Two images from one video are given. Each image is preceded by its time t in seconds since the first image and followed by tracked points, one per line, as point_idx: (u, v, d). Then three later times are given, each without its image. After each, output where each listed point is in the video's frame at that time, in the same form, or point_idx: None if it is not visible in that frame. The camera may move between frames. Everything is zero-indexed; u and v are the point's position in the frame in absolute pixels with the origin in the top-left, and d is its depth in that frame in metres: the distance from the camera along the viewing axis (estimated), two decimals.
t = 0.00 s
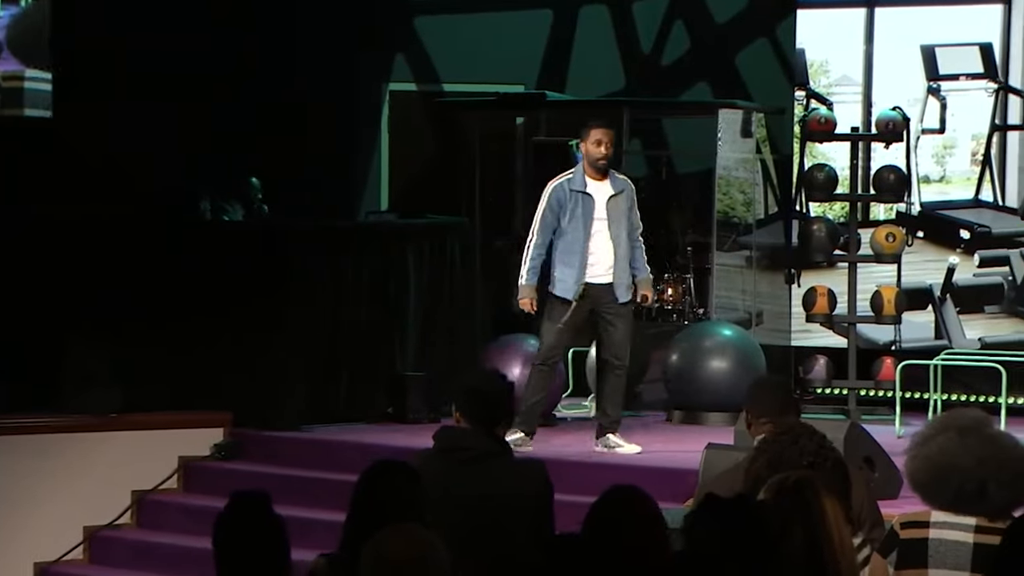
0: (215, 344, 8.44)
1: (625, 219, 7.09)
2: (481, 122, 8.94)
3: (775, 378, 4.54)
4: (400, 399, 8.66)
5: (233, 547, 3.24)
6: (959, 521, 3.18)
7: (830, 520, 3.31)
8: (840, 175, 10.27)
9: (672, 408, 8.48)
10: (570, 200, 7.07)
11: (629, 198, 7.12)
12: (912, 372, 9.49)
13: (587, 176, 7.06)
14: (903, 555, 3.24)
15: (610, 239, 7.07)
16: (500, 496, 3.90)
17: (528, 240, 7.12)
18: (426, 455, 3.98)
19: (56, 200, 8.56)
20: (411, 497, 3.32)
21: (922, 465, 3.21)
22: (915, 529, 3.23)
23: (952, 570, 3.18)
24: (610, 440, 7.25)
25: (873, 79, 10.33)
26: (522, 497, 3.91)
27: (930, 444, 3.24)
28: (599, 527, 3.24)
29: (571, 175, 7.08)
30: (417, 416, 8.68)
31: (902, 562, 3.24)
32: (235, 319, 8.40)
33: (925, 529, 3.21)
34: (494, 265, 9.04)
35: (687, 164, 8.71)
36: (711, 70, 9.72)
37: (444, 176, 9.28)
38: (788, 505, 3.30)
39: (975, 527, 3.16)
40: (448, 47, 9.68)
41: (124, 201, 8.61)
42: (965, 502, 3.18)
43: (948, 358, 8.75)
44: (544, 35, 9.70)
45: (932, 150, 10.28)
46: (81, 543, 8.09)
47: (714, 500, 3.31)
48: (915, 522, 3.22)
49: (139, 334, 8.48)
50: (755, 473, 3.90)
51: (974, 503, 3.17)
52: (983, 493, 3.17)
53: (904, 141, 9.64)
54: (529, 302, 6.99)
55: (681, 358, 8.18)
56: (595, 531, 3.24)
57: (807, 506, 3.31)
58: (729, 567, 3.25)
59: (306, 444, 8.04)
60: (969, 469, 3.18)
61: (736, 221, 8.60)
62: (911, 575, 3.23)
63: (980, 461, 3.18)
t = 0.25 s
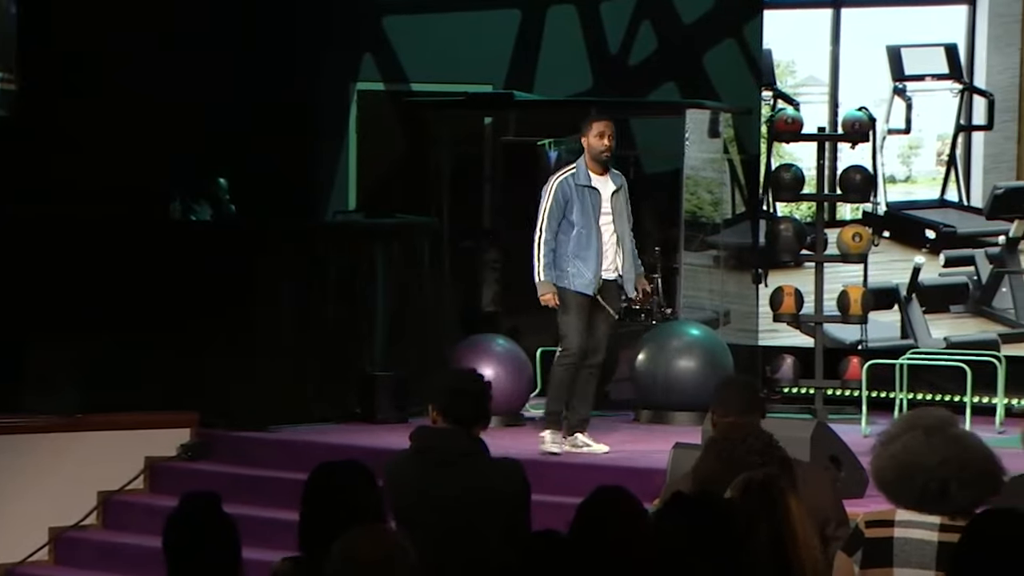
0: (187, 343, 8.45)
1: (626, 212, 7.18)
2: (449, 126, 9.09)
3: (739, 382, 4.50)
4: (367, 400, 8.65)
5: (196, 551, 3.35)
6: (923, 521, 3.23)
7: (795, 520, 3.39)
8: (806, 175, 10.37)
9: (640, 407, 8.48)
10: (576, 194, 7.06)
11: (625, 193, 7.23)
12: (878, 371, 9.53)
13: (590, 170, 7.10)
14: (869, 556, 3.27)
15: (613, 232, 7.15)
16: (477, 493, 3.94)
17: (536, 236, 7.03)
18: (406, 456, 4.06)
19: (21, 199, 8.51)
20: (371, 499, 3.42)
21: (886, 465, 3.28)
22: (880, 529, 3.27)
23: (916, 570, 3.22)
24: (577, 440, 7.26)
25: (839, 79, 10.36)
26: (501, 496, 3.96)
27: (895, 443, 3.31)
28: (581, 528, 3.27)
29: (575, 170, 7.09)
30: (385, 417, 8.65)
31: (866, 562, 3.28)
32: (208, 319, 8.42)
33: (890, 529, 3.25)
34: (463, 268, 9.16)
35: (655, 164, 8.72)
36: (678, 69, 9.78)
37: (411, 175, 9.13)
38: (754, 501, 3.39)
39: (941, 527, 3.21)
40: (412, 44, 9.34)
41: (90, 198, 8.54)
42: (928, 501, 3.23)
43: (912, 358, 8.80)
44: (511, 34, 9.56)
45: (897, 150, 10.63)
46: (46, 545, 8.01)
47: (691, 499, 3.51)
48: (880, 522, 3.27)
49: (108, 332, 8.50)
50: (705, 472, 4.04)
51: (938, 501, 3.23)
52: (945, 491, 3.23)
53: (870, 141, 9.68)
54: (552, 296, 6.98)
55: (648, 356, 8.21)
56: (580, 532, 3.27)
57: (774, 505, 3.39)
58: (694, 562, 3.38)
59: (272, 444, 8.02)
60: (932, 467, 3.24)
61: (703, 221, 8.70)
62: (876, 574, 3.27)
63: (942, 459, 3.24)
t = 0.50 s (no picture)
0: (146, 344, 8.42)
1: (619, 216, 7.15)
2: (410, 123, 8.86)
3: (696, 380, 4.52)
4: (327, 400, 8.62)
5: (155, 552, 3.30)
6: (880, 521, 3.37)
7: (752, 523, 3.35)
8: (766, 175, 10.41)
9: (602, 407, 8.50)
10: (577, 199, 7.00)
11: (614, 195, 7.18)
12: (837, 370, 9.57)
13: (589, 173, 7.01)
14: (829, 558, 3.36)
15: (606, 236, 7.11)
16: (440, 494, 3.94)
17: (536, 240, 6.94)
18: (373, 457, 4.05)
19: None
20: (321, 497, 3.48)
21: (845, 463, 3.47)
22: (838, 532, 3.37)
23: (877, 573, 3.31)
24: (539, 439, 7.27)
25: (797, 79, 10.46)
26: (479, 497, 3.94)
27: (855, 443, 3.51)
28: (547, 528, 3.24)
29: (575, 173, 7.00)
30: (346, 417, 8.58)
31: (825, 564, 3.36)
32: (167, 319, 8.38)
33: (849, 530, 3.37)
34: (422, 266, 8.97)
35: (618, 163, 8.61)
36: (638, 69, 9.80)
37: (369, 175, 8.97)
38: (710, 500, 3.35)
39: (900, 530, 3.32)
40: (375, 44, 9.37)
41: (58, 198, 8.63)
42: (887, 498, 3.39)
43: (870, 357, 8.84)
44: (472, 34, 9.55)
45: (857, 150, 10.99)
46: (3, 546, 7.97)
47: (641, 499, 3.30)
48: (838, 524, 3.38)
49: (69, 330, 8.50)
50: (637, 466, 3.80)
51: (900, 496, 3.39)
52: (906, 486, 3.39)
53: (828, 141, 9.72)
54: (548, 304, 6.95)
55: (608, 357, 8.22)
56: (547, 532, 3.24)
57: (731, 505, 3.35)
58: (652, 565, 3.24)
59: (231, 445, 7.98)
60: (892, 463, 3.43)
61: (664, 221, 8.68)
62: None
63: (901, 456, 3.43)
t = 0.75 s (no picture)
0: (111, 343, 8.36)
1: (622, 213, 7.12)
2: (375, 125, 8.84)
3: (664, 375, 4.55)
4: (292, 400, 8.57)
5: (121, 551, 3.09)
6: (841, 520, 3.34)
7: (714, 522, 3.33)
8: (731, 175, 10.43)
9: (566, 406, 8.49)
10: (584, 199, 6.97)
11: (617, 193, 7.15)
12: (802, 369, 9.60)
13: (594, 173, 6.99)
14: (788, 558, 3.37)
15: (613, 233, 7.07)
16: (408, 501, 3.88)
17: (544, 241, 6.93)
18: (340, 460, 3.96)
19: None
20: (314, 499, 3.26)
21: (808, 461, 3.44)
22: (798, 531, 3.37)
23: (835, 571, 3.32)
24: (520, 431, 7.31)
25: (761, 79, 10.56)
26: (452, 498, 3.90)
27: (822, 437, 3.46)
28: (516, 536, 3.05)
29: (581, 173, 6.96)
30: (312, 417, 8.54)
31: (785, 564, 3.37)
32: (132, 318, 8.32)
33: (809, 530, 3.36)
34: (388, 266, 8.93)
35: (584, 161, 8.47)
36: (603, 69, 9.85)
37: (335, 173, 8.94)
38: (671, 500, 3.31)
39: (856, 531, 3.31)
40: (338, 44, 9.32)
41: (32, 198, 8.63)
42: (845, 498, 3.36)
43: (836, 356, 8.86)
44: (438, 35, 9.53)
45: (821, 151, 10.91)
46: None
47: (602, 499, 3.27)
48: (799, 524, 3.37)
49: (33, 330, 8.45)
50: (577, 464, 3.52)
51: (854, 497, 3.34)
52: (858, 487, 3.34)
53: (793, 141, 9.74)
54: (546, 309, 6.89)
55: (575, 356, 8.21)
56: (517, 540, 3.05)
57: (692, 506, 3.32)
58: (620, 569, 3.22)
59: (196, 445, 7.93)
60: (849, 463, 3.38)
61: (630, 220, 8.66)
62: None
63: (859, 456, 3.37)
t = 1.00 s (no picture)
0: (60, 343, 8.30)
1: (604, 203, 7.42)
2: (328, 123, 8.78)
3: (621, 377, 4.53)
4: (244, 400, 8.54)
5: (82, 551, 3.15)
6: (788, 521, 3.39)
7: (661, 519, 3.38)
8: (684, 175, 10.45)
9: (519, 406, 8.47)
10: (575, 189, 7.25)
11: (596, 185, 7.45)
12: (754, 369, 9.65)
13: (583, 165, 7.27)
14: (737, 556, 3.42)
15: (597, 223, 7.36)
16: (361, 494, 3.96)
17: (547, 232, 7.13)
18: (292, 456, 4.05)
19: None
20: (259, 496, 3.31)
21: (759, 457, 3.42)
22: (748, 527, 3.42)
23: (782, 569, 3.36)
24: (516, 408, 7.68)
25: (712, 78, 10.61)
26: (401, 497, 3.96)
27: (778, 436, 3.42)
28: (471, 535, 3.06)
29: (570, 166, 7.24)
30: (263, 416, 8.55)
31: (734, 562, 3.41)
32: (82, 318, 8.25)
33: (758, 525, 3.41)
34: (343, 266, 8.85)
35: (534, 162, 8.60)
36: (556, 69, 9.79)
37: (289, 171, 8.92)
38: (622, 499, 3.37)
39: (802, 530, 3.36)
40: (290, 43, 9.33)
41: None
42: (792, 501, 3.37)
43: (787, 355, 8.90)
44: (390, 35, 9.49)
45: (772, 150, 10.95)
46: None
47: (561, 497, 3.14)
48: (747, 520, 3.43)
49: None
50: (518, 458, 3.57)
51: (798, 504, 3.36)
52: (803, 498, 3.36)
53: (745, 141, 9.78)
54: (582, 292, 7.06)
55: (529, 355, 8.17)
56: (472, 539, 3.06)
57: (640, 505, 3.37)
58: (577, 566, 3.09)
59: (147, 445, 7.88)
60: (797, 471, 3.37)
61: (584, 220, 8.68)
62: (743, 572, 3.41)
63: (808, 465, 3.36)
